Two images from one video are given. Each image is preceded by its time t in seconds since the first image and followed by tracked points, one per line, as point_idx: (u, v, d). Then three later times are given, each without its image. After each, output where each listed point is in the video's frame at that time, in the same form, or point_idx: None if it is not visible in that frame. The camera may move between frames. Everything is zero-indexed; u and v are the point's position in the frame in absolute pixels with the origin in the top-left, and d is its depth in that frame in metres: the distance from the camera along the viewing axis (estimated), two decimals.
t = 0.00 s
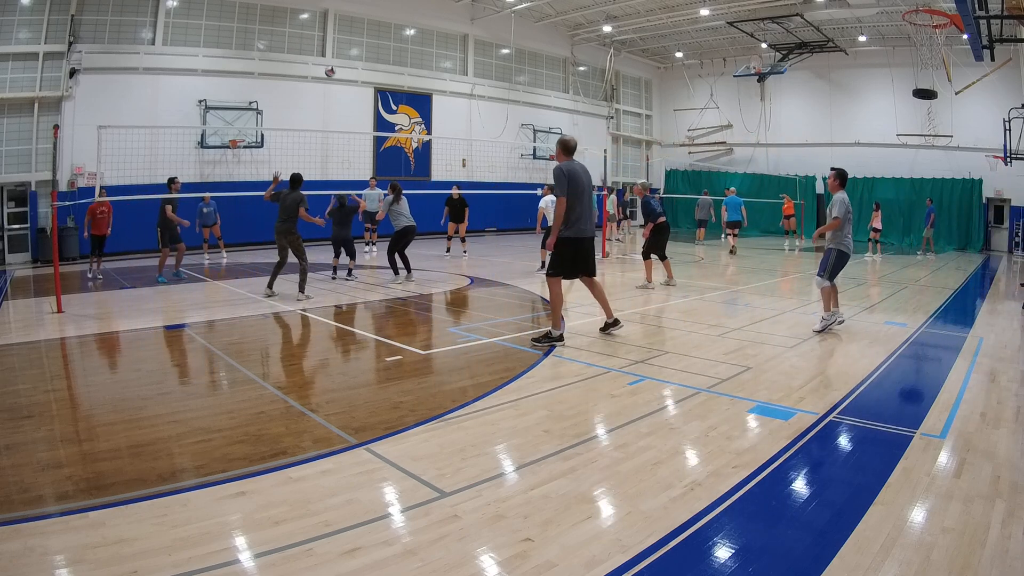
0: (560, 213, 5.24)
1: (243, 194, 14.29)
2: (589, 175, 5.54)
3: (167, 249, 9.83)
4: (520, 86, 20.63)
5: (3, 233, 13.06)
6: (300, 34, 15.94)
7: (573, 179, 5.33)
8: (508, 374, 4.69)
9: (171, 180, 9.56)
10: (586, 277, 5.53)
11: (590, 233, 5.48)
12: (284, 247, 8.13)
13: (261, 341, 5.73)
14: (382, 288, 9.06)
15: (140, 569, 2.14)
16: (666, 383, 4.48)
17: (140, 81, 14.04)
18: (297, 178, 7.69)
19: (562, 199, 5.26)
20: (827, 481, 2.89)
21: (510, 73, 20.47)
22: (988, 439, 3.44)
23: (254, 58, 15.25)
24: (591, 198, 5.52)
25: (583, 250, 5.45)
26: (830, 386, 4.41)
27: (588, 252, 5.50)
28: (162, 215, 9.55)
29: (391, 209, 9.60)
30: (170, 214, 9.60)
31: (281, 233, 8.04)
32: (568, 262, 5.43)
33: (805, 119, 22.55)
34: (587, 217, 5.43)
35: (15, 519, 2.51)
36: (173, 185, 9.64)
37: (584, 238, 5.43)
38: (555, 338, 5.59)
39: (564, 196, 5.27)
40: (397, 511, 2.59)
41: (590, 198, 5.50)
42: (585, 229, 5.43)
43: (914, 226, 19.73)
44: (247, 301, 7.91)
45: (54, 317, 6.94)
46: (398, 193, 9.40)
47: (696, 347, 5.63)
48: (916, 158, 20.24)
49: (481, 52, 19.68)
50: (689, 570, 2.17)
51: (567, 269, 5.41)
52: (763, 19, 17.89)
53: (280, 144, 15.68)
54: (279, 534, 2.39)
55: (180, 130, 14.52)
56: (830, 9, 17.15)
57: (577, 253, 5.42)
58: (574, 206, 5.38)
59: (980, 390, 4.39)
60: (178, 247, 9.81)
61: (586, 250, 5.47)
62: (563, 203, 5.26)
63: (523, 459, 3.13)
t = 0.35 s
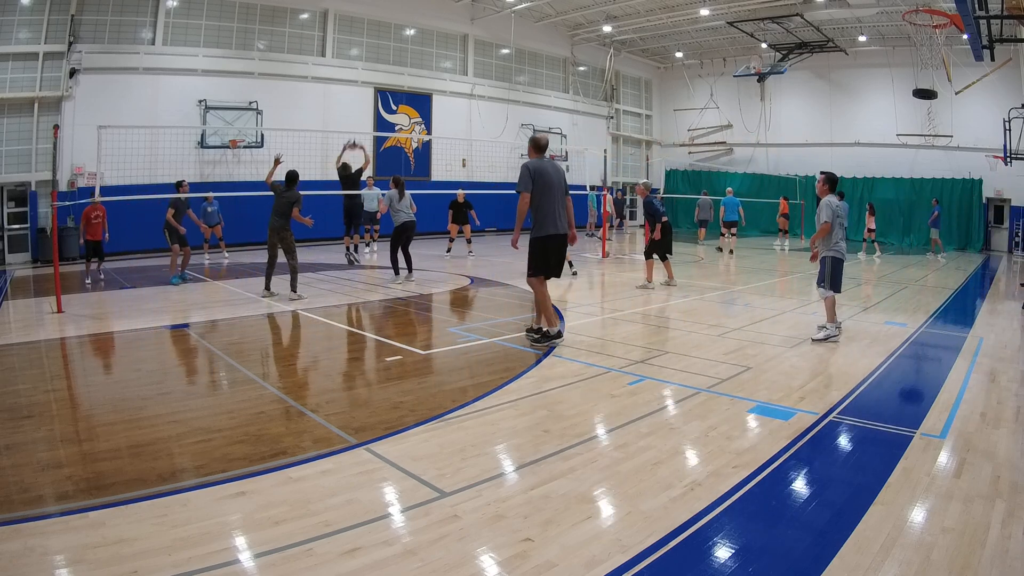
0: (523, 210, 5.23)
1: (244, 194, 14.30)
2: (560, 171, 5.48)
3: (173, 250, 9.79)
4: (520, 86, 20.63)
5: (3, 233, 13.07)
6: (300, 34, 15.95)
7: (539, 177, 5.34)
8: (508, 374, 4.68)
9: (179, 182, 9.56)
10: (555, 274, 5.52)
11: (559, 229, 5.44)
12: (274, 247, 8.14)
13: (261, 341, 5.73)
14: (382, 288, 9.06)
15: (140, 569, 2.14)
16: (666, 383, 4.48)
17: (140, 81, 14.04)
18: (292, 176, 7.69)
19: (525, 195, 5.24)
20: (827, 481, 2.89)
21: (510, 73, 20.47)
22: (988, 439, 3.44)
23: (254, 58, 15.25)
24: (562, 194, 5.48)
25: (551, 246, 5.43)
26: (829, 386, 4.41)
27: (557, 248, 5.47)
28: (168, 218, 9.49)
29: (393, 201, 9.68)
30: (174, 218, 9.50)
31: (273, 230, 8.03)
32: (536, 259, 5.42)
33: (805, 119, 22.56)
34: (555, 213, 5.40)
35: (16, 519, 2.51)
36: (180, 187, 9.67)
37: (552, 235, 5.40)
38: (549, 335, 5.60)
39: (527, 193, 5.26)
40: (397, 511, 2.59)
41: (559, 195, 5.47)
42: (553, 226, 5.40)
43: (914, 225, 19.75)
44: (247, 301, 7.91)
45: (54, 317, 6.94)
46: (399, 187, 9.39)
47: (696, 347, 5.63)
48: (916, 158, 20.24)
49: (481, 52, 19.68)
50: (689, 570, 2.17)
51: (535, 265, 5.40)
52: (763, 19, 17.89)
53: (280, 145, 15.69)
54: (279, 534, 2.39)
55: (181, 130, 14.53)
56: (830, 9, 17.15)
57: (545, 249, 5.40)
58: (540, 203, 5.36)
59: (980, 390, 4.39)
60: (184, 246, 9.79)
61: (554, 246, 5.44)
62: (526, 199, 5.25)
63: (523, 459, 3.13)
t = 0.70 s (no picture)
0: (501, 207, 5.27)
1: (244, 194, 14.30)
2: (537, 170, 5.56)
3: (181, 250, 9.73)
4: (520, 86, 20.63)
5: (3, 233, 13.07)
6: (300, 34, 15.95)
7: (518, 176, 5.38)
8: (508, 375, 4.68)
9: (184, 179, 9.44)
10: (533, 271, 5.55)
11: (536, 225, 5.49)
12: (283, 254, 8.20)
13: (261, 341, 5.73)
14: (382, 288, 9.05)
15: (140, 569, 2.14)
16: (666, 383, 4.48)
17: (140, 81, 14.04)
18: (298, 184, 7.66)
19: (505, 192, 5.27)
20: (827, 481, 2.89)
21: (510, 73, 20.46)
22: (988, 439, 3.44)
23: (254, 58, 15.25)
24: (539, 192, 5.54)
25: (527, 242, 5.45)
26: (829, 386, 4.41)
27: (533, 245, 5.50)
28: (175, 217, 9.40)
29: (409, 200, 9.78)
30: (181, 217, 9.42)
31: (279, 238, 8.01)
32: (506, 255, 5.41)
33: (805, 120, 22.56)
34: (532, 209, 5.44)
35: (16, 519, 2.51)
36: (185, 185, 9.53)
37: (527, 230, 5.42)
38: (484, 333, 5.59)
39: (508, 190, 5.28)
40: (397, 511, 2.59)
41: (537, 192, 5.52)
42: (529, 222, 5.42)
43: (913, 224, 19.75)
44: (248, 301, 7.91)
45: (54, 317, 6.94)
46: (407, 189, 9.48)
47: (696, 347, 5.63)
48: (916, 158, 20.24)
49: (481, 52, 19.68)
50: (689, 570, 2.17)
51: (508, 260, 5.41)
52: (763, 19, 17.88)
53: (280, 145, 15.69)
54: (279, 534, 2.39)
55: (181, 130, 14.53)
56: (830, 9, 17.14)
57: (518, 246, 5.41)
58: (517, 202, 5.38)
59: (980, 390, 4.39)
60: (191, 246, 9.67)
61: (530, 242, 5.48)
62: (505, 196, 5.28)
63: (523, 459, 3.13)
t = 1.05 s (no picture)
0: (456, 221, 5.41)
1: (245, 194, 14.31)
2: (497, 182, 5.52)
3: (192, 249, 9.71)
4: (520, 86, 20.62)
5: (3, 233, 13.07)
6: (300, 34, 15.95)
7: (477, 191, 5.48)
8: (508, 375, 4.68)
9: (197, 179, 9.39)
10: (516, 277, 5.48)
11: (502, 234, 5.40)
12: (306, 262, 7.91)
13: (262, 341, 5.73)
14: (383, 288, 9.05)
15: (140, 569, 2.14)
16: (666, 383, 4.48)
17: (140, 81, 14.04)
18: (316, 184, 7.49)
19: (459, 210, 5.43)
20: (827, 481, 2.89)
21: (510, 73, 20.46)
22: (988, 439, 3.44)
23: (254, 58, 15.25)
24: (502, 201, 5.48)
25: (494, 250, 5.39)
26: (830, 386, 4.41)
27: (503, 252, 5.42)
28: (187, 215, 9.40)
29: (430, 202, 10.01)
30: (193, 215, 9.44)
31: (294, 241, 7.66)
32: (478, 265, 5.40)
33: (805, 120, 22.56)
34: (493, 221, 5.40)
35: (15, 519, 2.51)
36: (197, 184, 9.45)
37: (488, 240, 5.37)
38: (450, 339, 5.47)
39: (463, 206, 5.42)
40: (397, 511, 2.59)
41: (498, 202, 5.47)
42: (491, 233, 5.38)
43: (913, 224, 19.79)
44: (249, 301, 7.92)
45: (54, 317, 6.94)
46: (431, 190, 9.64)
47: (696, 347, 5.63)
48: (916, 158, 20.24)
49: (481, 52, 19.67)
50: (689, 570, 2.17)
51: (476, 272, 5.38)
52: (763, 19, 17.88)
53: (280, 145, 15.69)
54: (279, 534, 2.39)
55: (181, 130, 14.53)
56: (830, 9, 17.14)
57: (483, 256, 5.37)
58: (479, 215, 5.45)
59: (980, 390, 4.39)
60: (201, 246, 9.61)
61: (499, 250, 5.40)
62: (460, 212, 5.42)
63: (522, 459, 3.13)
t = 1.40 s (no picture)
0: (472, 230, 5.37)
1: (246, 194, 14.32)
2: (509, 187, 5.53)
3: (200, 246, 9.62)
4: (520, 86, 20.62)
5: (3, 233, 13.08)
6: (300, 34, 15.94)
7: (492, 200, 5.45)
8: (508, 375, 4.68)
9: (207, 176, 9.27)
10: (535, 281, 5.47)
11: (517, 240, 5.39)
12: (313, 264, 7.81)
13: (262, 341, 5.73)
14: (383, 288, 9.05)
15: (140, 569, 2.14)
16: (666, 383, 4.48)
17: (140, 81, 14.04)
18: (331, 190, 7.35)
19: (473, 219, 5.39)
20: (827, 481, 2.89)
21: (510, 73, 20.46)
22: (988, 439, 3.44)
23: (254, 58, 15.25)
24: (515, 208, 5.47)
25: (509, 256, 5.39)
26: (829, 385, 4.41)
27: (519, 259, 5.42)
28: (197, 214, 9.33)
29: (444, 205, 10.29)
30: (203, 214, 9.36)
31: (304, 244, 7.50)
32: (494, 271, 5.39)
33: (805, 120, 22.56)
34: (508, 228, 5.39)
35: (16, 519, 2.51)
36: (208, 182, 9.34)
37: (503, 248, 5.36)
38: (450, 339, 5.45)
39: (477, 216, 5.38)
40: (397, 511, 2.59)
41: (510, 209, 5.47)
42: (504, 239, 5.37)
43: (913, 224, 19.80)
44: (250, 301, 7.92)
45: (54, 317, 6.94)
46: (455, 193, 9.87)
47: (696, 346, 5.63)
48: (916, 158, 20.23)
49: (481, 52, 19.67)
50: (689, 570, 2.17)
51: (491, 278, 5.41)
52: (763, 19, 17.88)
53: (280, 145, 15.69)
54: (279, 534, 2.39)
55: (181, 130, 14.52)
56: (830, 9, 17.13)
57: (500, 263, 5.37)
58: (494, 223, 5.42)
59: (980, 390, 4.39)
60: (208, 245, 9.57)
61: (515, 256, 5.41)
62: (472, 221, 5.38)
63: (522, 459, 3.13)
